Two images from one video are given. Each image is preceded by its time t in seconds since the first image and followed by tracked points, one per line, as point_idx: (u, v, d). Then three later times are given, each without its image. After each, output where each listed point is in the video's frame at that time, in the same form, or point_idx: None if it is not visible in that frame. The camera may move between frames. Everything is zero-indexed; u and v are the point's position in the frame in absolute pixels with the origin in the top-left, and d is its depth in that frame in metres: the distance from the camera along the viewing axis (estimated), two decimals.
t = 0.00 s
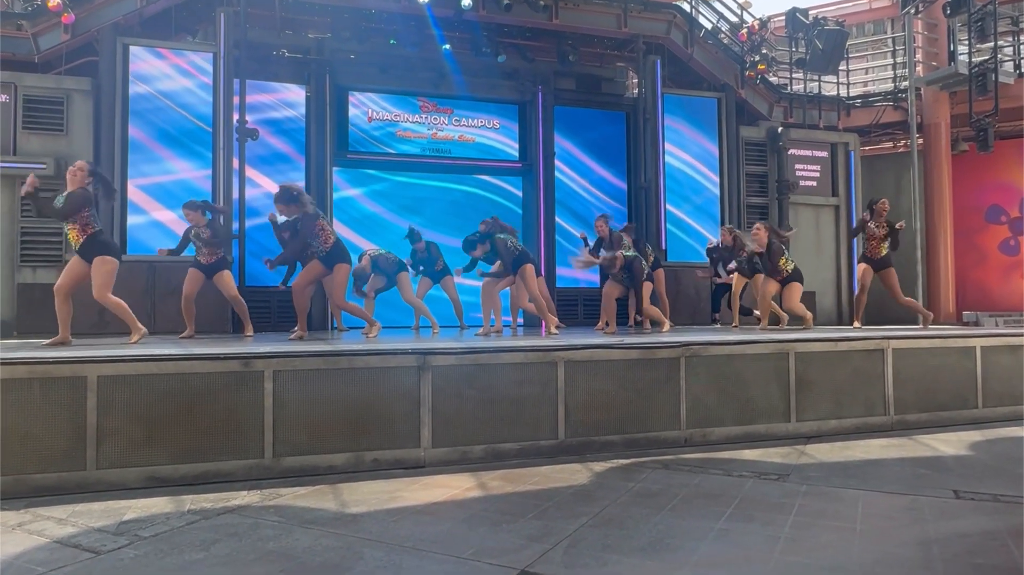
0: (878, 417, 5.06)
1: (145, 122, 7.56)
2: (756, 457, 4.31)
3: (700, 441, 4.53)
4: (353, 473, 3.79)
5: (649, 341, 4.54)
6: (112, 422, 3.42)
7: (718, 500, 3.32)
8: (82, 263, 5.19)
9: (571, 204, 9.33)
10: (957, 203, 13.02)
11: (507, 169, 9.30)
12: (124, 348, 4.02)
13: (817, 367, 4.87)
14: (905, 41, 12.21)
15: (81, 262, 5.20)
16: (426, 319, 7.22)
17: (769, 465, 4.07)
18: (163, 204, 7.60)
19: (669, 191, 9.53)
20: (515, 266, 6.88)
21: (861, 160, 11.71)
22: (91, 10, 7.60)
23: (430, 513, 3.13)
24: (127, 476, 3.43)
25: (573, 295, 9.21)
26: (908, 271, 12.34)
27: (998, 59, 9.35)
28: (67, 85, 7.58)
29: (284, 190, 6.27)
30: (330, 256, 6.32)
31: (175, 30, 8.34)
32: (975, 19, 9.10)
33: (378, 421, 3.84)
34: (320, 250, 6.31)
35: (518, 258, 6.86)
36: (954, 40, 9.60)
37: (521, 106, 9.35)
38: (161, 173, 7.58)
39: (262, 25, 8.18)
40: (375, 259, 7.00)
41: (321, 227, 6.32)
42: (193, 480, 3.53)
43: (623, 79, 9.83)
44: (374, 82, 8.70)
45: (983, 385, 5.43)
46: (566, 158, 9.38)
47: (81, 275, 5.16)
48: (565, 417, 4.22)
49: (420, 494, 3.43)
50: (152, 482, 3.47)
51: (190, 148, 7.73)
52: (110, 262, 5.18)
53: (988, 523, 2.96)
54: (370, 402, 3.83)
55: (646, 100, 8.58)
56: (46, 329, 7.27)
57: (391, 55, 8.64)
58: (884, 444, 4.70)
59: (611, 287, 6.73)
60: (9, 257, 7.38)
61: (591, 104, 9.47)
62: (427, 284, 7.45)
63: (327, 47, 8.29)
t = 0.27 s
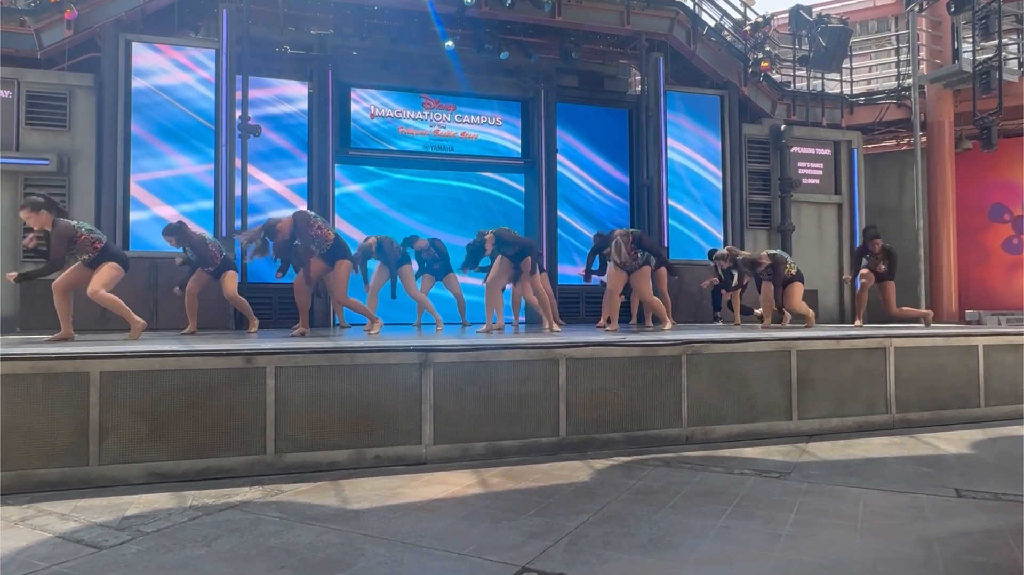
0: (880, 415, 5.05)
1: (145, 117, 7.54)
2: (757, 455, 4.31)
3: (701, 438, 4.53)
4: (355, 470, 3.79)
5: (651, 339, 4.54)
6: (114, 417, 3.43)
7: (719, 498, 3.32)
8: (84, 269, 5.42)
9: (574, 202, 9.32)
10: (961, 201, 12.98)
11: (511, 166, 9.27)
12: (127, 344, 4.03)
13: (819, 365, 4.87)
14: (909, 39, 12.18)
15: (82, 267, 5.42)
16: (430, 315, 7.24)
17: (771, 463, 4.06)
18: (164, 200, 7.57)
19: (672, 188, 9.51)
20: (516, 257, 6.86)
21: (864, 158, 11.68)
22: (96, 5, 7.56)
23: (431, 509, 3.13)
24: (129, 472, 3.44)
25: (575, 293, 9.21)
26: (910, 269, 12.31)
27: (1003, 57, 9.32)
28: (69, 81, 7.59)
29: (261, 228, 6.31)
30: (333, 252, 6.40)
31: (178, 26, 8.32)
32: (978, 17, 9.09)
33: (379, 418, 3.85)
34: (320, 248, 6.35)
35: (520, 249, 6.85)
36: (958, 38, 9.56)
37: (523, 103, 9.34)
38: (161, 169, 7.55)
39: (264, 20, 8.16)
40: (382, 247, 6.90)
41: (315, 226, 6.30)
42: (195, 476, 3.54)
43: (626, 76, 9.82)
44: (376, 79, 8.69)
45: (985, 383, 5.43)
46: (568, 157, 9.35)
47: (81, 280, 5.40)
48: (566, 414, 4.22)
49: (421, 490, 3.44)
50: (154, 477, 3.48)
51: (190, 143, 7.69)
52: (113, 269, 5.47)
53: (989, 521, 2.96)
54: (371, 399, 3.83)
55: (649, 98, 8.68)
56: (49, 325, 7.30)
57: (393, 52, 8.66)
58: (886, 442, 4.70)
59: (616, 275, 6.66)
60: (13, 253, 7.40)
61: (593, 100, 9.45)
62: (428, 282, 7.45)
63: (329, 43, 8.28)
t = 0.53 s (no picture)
0: (880, 413, 5.06)
1: (144, 112, 7.51)
2: (758, 453, 4.31)
3: (702, 436, 4.54)
4: (356, 466, 3.80)
5: (653, 336, 4.53)
6: (116, 413, 3.44)
7: (719, 495, 3.33)
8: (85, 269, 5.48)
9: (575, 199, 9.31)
10: (963, 200, 12.94)
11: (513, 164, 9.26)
12: (128, 340, 4.04)
13: (820, 363, 4.87)
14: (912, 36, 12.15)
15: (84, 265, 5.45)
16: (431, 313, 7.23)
17: (772, 461, 4.07)
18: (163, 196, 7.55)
19: (675, 184, 9.49)
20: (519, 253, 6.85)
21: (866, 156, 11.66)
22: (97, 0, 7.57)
23: (432, 505, 3.14)
24: (130, 467, 3.45)
25: (576, 290, 9.21)
26: (912, 268, 12.29)
27: (1006, 55, 9.29)
28: (72, 76, 7.59)
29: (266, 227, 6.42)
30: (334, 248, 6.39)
31: (180, 21, 8.31)
32: (982, 14, 9.06)
33: (380, 414, 3.85)
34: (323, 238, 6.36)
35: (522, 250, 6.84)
36: (961, 36, 9.52)
37: (526, 99, 9.33)
38: (161, 164, 7.53)
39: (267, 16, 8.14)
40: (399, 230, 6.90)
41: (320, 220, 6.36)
42: (196, 472, 3.54)
43: (629, 73, 9.84)
44: (379, 75, 8.69)
45: (986, 381, 5.42)
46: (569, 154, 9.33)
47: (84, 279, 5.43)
48: (567, 411, 4.22)
49: (422, 487, 3.45)
50: (155, 473, 3.49)
51: (190, 138, 7.66)
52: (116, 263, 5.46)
53: (990, 520, 2.96)
54: (373, 395, 3.84)
55: (651, 95, 8.72)
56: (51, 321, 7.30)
57: (395, 49, 8.63)
58: (887, 440, 4.70)
59: (623, 263, 6.52)
60: (15, 248, 7.41)
61: (595, 97, 9.43)
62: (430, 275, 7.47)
63: (332, 39, 8.24)
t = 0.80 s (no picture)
0: (881, 412, 5.06)
1: (143, 106, 7.49)
2: (758, 451, 4.31)
3: (702, 434, 4.54)
4: (356, 462, 3.80)
5: (654, 334, 4.53)
6: (117, 408, 3.44)
7: (720, 493, 3.33)
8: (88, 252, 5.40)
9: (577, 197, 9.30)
10: (965, 198, 12.92)
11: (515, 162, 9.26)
12: (129, 335, 4.04)
13: (821, 361, 4.87)
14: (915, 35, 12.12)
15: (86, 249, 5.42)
16: (431, 309, 7.23)
17: (772, 459, 4.07)
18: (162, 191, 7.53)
19: (676, 181, 9.48)
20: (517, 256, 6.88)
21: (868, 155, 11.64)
22: None
23: (432, 502, 3.14)
24: (131, 462, 3.46)
25: (577, 288, 9.21)
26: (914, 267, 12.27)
27: (1010, 54, 9.26)
28: (73, 71, 7.58)
29: (293, 186, 6.31)
30: (339, 242, 6.24)
31: (182, 16, 8.31)
32: (986, 13, 9.03)
33: (381, 411, 3.86)
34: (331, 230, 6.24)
35: (523, 252, 6.87)
36: (964, 34, 9.49)
37: (527, 96, 9.30)
38: (160, 158, 7.51)
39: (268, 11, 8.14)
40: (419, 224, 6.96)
41: (337, 209, 6.27)
42: (197, 467, 3.55)
43: (630, 71, 9.82)
44: (381, 71, 8.67)
45: (987, 380, 5.42)
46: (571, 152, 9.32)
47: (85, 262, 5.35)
48: (568, 408, 4.22)
49: (422, 483, 3.45)
50: (156, 468, 3.49)
51: (190, 133, 7.64)
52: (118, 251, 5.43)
53: (990, 519, 2.96)
54: (373, 392, 3.84)
55: (654, 93, 8.58)
56: (52, 316, 7.30)
57: (397, 45, 8.61)
58: (887, 439, 4.70)
59: (634, 262, 6.49)
60: (16, 243, 7.41)
61: (597, 94, 9.41)
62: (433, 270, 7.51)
63: (334, 35, 8.28)
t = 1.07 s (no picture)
0: (881, 411, 5.06)
1: (142, 100, 7.48)
2: (758, 449, 4.30)
3: (702, 432, 4.54)
4: (356, 458, 3.80)
5: (655, 332, 4.52)
6: (116, 403, 3.44)
7: (719, 491, 3.33)
8: (90, 235, 5.10)
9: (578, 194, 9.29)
10: (967, 197, 12.90)
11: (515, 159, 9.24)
12: (129, 330, 4.04)
13: (821, 360, 4.86)
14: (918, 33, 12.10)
15: (90, 231, 5.10)
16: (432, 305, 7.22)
17: (771, 458, 4.06)
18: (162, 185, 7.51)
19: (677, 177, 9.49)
20: (518, 246, 6.77)
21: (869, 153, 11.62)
22: None
23: (432, 499, 3.14)
24: (131, 458, 3.46)
25: (577, 285, 9.20)
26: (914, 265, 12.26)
27: (1012, 53, 9.24)
28: (74, 65, 7.57)
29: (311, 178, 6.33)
30: (345, 240, 6.23)
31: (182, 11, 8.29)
32: (989, 11, 9.01)
33: (381, 407, 3.85)
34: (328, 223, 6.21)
35: (521, 240, 6.78)
36: (968, 33, 9.47)
37: (529, 92, 9.27)
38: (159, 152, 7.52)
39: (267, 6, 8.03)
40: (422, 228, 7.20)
41: (341, 203, 6.27)
42: (196, 463, 3.55)
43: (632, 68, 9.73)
44: (382, 67, 8.63)
45: (987, 380, 5.41)
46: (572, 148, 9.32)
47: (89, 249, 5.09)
48: (568, 405, 4.22)
49: (422, 480, 3.45)
50: (155, 463, 3.49)
51: (189, 127, 7.65)
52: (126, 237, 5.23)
53: (990, 519, 2.96)
54: (373, 388, 3.84)
55: (656, 89, 8.65)
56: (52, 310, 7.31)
57: (398, 41, 8.58)
58: (886, 438, 4.70)
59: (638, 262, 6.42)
60: (15, 237, 7.39)
61: (599, 91, 9.38)
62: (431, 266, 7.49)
63: (335, 31, 8.25)
